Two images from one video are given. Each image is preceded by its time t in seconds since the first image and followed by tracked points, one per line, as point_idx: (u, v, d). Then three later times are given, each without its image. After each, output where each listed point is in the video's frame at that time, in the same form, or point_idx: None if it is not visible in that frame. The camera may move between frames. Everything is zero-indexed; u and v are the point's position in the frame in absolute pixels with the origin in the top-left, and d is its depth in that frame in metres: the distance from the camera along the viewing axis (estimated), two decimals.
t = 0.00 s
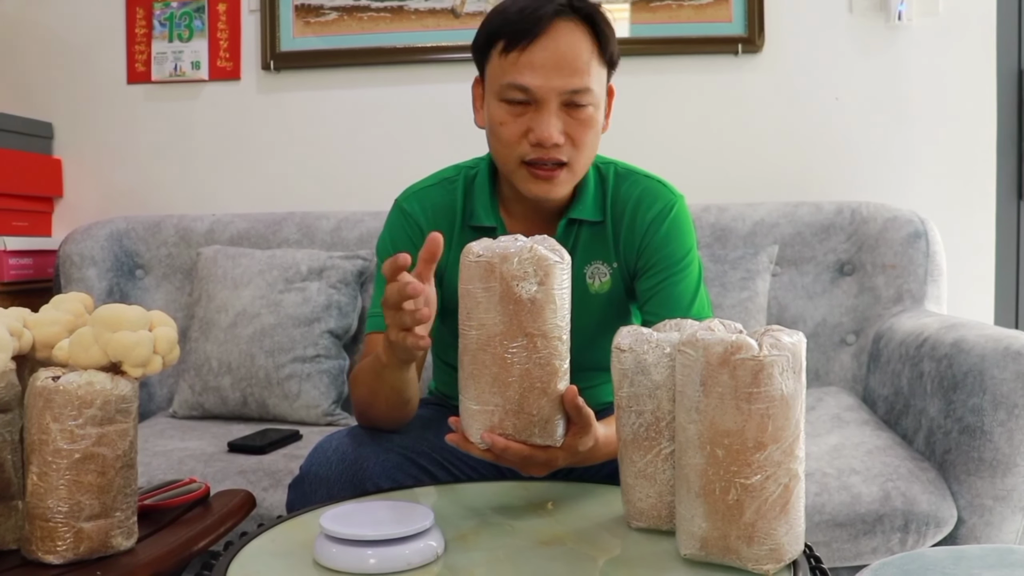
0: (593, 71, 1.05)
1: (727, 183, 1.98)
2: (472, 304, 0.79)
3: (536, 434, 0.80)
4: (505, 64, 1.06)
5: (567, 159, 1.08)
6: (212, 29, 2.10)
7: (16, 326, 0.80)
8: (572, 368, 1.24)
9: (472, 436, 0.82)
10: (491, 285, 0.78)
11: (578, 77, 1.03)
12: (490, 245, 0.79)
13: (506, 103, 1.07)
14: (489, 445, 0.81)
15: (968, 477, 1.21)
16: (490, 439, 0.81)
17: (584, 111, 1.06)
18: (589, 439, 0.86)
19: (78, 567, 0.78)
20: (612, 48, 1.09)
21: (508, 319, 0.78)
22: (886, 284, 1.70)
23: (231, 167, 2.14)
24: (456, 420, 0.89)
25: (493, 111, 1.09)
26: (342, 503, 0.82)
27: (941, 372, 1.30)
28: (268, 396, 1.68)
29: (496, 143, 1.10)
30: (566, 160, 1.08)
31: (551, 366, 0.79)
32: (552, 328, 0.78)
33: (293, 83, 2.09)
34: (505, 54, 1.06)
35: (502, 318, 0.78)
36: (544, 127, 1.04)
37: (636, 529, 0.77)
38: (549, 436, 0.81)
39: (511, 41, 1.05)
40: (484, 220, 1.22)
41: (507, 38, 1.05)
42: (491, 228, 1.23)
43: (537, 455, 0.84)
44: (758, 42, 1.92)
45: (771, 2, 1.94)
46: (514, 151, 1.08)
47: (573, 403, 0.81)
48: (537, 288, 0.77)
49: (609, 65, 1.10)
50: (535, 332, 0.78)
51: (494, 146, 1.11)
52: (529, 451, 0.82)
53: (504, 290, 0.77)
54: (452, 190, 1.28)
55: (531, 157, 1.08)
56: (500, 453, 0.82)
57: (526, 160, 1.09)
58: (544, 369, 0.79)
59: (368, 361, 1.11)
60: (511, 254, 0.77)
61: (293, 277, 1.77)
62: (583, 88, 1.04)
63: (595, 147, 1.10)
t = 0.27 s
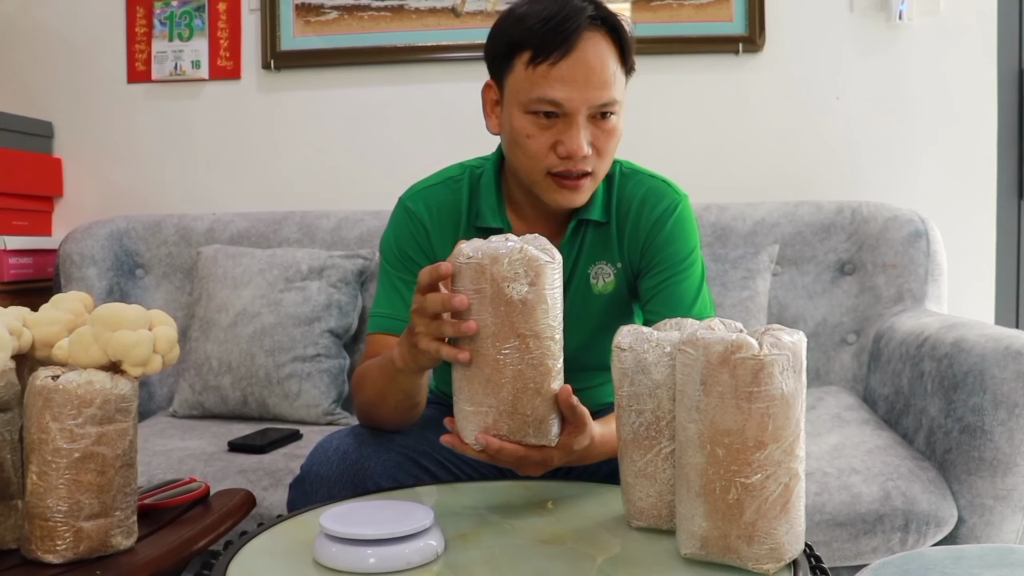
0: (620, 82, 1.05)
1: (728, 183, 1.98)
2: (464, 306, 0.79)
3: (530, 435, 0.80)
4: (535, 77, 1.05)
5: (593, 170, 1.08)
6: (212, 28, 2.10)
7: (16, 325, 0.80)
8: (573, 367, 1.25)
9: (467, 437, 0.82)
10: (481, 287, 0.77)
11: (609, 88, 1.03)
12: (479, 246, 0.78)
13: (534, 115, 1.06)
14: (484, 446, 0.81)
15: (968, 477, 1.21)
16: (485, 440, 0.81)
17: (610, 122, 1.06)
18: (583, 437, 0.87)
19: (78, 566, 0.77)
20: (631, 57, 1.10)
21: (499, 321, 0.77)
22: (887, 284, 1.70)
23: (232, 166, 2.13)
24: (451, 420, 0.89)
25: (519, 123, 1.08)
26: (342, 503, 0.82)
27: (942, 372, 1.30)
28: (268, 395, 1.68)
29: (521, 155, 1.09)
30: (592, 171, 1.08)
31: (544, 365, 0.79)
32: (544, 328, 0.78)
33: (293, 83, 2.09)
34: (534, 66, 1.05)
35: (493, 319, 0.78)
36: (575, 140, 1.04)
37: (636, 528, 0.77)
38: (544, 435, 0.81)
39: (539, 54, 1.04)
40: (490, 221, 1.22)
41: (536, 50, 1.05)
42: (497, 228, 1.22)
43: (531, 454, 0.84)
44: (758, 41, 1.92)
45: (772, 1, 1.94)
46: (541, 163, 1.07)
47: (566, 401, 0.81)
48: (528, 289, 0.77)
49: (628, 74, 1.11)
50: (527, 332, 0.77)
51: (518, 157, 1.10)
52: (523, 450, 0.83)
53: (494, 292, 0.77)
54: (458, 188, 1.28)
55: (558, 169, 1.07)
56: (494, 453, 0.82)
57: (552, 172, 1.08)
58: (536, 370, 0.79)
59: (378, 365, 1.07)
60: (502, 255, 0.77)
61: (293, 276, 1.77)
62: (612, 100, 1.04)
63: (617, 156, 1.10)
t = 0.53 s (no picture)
0: (624, 82, 1.06)
1: (728, 182, 1.98)
2: (468, 303, 0.79)
3: (532, 432, 0.80)
4: (539, 74, 1.05)
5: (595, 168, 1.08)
6: (212, 27, 2.10)
7: (16, 324, 0.80)
8: (574, 366, 1.24)
9: (469, 433, 0.82)
10: (485, 284, 0.78)
11: (612, 87, 1.03)
12: (483, 243, 0.78)
13: (538, 113, 1.06)
14: (486, 443, 0.81)
15: (967, 476, 1.21)
16: (487, 437, 0.81)
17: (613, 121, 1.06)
18: (585, 436, 0.87)
19: (78, 565, 0.78)
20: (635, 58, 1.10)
21: (503, 317, 0.77)
22: (886, 283, 1.70)
23: (231, 166, 2.13)
24: (453, 417, 0.89)
25: (523, 121, 1.07)
26: (342, 502, 0.82)
27: (941, 372, 1.30)
28: (268, 394, 1.68)
29: (525, 153, 1.09)
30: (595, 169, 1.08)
31: (547, 363, 0.79)
32: (548, 326, 0.78)
33: (293, 82, 2.09)
34: (539, 64, 1.05)
35: (497, 315, 0.78)
36: (578, 137, 1.04)
37: (636, 528, 0.77)
38: (546, 433, 0.81)
39: (544, 52, 1.04)
40: (491, 218, 1.22)
41: (542, 48, 1.05)
42: (498, 226, 1.22)
43: (533, 452, 0.84)
44: (757, 41, 1.92)
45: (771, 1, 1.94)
46: (544, 161, 1.07)
47: (569, 399, 0.81)
48: (532, 286, 0.77)
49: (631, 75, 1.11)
50: (530, 330, 0.77)
51: (521, 154, 1.10)
52: (525, 448, 0.83)
53: (498, 289, 0.77)
54: (460, 187, 1.29)
55: (560, 167, 1.07)
56: (496, 450, 0.82)
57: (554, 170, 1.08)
58: (540, 367, 0.79)
59: (374, 363, 1.07)
60: (506, 252, 0.77)
61: (293, 275, 1.77)
62: (615, 99, 1.04)
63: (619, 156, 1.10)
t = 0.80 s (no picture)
0: (616, 78, 1.05)
1: (727, 182, 1.98)
2: (472, 302, 0.79)
3: (536, 432, 0.80)
4: (531, 71, 1.05)
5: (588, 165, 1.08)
6: (212, 27, 2.10)
7: (16, 323, 0.80)
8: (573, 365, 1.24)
9: (472, 433, 0.82)
10: (491, 283, 0.77)
11: (604, 84, 1.03)
12: (489, 242, 0.78)
13: (530, 109, 1.06)
14: (489, 442, 0.81)
15: (967, 476, 1.21)
16: (490, 436, 0.81)
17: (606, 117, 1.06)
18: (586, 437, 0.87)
19: (77, 565, 0.78)
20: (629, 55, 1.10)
21: (508, 317, 0.77)
22: (886, 283, 1.70)
23: (231, 165, 2.13)
24: (455, 417, 0.89)
25: (516, 118, 1.08)
26: (342, 502, 0.82)
27: (941, 371, 1.30)
28: (268, 394, 1.68)
29: (517, 149, 1.09)
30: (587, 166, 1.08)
31: (551, 363, 0.79)
32: (552, 326, 0.78)
33: (293, 82, 2.09)
34: (531, 60, 1.05)
35: (502, 315, 0.78)
36: (570, 134, 1.04)
37: (636, 528, 0.77)
38: (549, 433, 0.81)
39: (537, 48, 1.04)
40: (491, 217, 1.22)
41: (534, 44, 1.05)
42: (498, 224, 1.22)
43: (536, 452, 0.84)
44: (757, 41, 1.92)
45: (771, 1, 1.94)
46: (537, 158, 1.08)
47: (573, 399, 0.81)
48: (537, 286, 0.77)
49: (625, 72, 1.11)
50: (535, 330, 0.77)
51: (514, 151, 1.10)
52: (528, 448, 0.83)
53: (504, 289, 0.77)
54: (459, 186, 1.28)
55: (553, 163, 1.07)
56: (499, 450, 0.82)
57: (547, 166, 1.08)
58: (544, 367, 0.79)
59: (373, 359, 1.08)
60: (512, 252, 0.77)
61: (292, 275, 1.77)
62: (608, 96, 1.04)
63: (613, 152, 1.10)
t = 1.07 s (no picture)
0: (590, 68, 1.04)
1: (727, 182, 1.98)
2: (473, 300, 0.79)
3: (536, 430, 0.80)
4: (502, 63, 1.05)
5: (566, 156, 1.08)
6: (212, 26, 2.10)
7: (15, 323, 0.80)
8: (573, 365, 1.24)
9: (473, 431, 0.82)
10: (492, 281, 0.77)
11: (574, 74, 1.03)
12: (489, 240, 0.78)
13: (504, 102, 1.07)
14: (489, 440, 0.81)
15: (967, 476, 1.21)
16: (490, 434, 0.81)
17: (580, 107, 1.06)
18: (587, 436, 0.87)
19: (77, 565, 0.77)
20: (609, 45, 1.09)
21: (508, 314, 0.77)
22: (885, 283, 1.70)
23: (231, 165, 2.13)
24: (456, 416, 0.89)
25: (492, 111, 1.09)
26: (342, 502, 0.82)
27: (941, 371, 1.30)
28: (268, 394, 1.68)
29: (495, 141, 1.10)
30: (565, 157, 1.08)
31: (552, 360, 0.79)
32: (553, 324, 0.78)
33: (293, 81, 2.09)
34: (502, 53, 1.05)
35: (503, 313, 0.78)
36: (542, 125, 1.04)
37: (636, 527, 0.77)
38: (549, 431, 0.81)
39: (507, 41, 1.05)
40: (490, 216, 1.22)
41: (504, 37, 1.05)
42: (497, 223, 1.22)
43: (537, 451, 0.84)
44: (757, 41, 1.92)
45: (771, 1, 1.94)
46: (513, 150, 1.08)
47: (573, 397, 0.81)
48: (538, 284, 0.77)
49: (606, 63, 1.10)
50: (536, 327, 0.77)
51: (494, 145, 1.11)
52: (528, 446, 0.82)
53: (505, 286, 0.77)
54: (458, 186, 1.28)
55: (529, 155, 1.08)
56: (500, 448, 0.82)
57: (524, 159, 1.09)
58: (544, 365, 0.79)
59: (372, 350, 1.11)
60: (512, 250, 0.77)
61: (292, 274, 1.77)
62: (579, 85, 1.04)
63: (594, 143, 1.09)
